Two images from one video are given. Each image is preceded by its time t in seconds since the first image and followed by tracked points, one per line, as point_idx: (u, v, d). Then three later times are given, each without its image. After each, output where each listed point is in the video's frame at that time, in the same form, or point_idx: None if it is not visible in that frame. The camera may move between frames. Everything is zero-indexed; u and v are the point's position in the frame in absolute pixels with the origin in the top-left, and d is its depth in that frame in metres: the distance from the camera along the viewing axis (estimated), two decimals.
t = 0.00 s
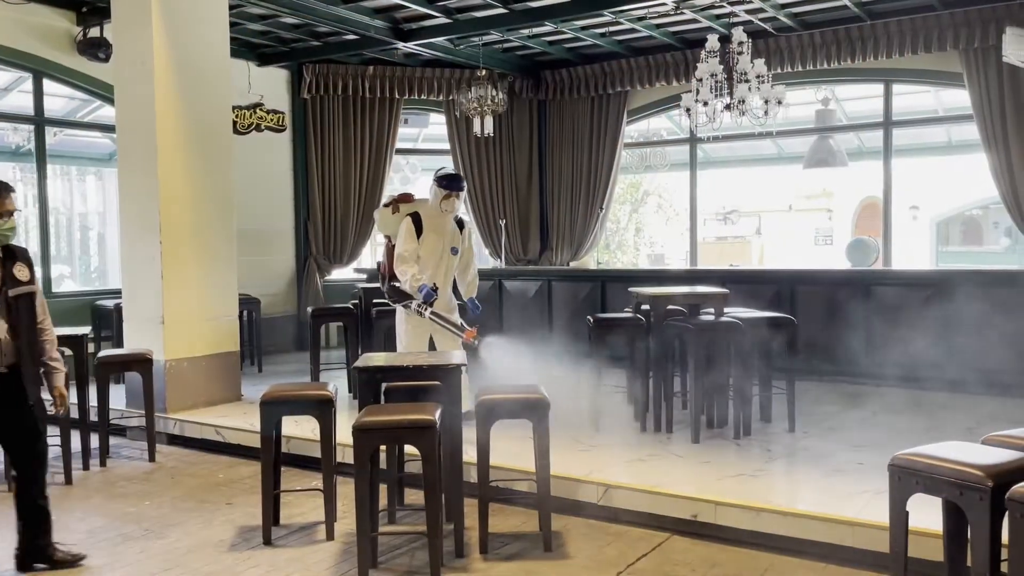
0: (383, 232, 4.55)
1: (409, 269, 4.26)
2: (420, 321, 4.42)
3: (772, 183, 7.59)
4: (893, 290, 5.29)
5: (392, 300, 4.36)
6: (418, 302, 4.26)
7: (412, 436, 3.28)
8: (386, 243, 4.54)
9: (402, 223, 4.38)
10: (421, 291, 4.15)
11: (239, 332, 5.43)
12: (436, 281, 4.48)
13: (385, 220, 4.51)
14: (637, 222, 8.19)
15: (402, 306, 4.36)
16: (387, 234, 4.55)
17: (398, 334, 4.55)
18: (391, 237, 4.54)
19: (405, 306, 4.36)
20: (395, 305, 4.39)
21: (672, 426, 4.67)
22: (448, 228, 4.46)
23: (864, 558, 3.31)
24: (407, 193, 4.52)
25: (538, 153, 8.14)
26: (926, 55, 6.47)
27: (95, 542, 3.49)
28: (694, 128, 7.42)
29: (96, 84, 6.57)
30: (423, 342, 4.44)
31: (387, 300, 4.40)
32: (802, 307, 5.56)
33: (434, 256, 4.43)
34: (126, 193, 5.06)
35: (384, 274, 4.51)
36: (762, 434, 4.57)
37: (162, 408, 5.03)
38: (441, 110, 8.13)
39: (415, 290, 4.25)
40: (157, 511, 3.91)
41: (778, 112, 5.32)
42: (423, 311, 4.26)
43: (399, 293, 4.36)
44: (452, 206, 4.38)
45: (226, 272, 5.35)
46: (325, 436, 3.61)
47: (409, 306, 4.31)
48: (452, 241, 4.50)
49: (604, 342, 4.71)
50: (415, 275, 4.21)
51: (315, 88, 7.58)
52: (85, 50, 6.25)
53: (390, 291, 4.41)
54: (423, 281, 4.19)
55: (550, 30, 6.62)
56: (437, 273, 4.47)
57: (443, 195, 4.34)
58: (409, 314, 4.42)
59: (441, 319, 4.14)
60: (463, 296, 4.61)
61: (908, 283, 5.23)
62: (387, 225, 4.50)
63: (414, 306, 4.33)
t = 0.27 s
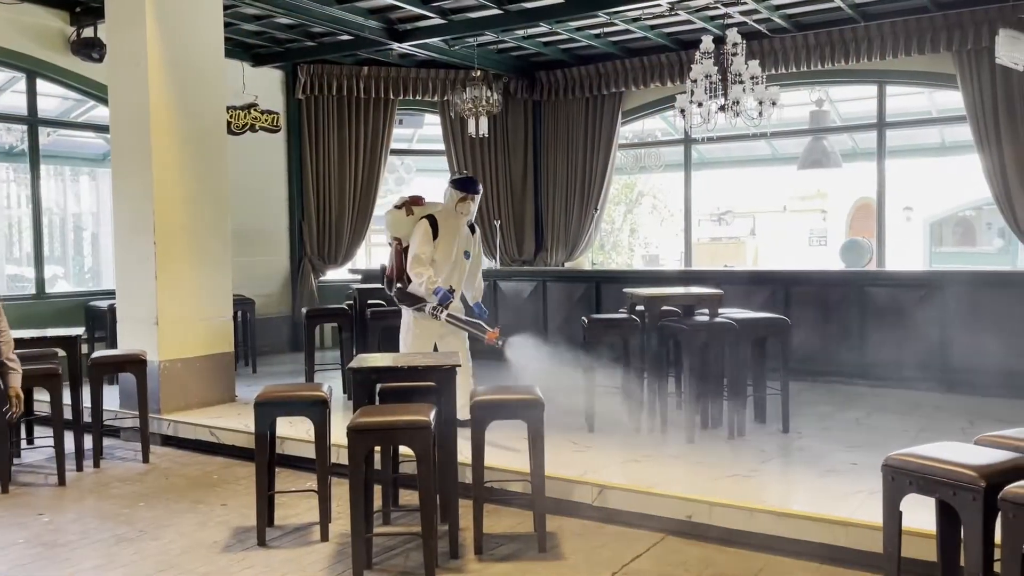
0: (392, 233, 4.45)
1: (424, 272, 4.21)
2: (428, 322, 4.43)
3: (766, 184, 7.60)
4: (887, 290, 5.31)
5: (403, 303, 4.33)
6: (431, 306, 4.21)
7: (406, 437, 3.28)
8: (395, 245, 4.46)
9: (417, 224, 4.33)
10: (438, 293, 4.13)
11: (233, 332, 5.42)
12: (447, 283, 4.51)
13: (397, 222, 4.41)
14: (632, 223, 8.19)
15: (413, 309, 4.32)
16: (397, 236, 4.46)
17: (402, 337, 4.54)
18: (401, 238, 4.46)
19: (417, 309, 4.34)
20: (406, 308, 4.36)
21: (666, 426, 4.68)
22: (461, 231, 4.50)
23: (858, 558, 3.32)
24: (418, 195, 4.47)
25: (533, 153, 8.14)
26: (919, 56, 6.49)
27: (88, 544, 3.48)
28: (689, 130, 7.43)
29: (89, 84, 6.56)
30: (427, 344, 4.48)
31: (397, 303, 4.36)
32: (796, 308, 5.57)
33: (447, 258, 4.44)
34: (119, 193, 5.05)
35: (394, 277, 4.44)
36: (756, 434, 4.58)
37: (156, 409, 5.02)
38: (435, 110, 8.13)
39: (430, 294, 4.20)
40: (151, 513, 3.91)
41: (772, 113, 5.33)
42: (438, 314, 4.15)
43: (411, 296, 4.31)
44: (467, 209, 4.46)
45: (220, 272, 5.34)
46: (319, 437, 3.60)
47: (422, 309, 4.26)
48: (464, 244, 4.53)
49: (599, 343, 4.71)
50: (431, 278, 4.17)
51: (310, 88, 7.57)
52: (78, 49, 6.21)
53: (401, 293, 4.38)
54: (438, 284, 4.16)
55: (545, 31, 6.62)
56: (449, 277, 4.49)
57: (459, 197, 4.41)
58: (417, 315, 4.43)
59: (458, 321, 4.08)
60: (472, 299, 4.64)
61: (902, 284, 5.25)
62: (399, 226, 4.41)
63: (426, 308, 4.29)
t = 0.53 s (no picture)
0: (409, 233, 4.48)
1: (444, 271, 4.27)
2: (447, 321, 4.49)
3: (757, 185, 7.62)
4: (878, 291, 5.34)
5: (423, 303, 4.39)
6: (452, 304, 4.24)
7: (399, 438, 3.28)
8: (412, 244, 4.49)
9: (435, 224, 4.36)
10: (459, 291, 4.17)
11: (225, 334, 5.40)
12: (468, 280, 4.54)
13: (414, 221, 4.44)
14: (625, 225, 8.20)
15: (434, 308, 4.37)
16: (413, 235, 4.49)
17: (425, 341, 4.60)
18: (418, 238, 4.49)
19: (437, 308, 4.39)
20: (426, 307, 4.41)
21: (659, 427, 4.69)
22: (479, 228, 4.52)
23: (849, 558, 3.33)
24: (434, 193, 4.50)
25: (526, 155, 8.14)
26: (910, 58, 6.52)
27: (77, 546, 3.46)
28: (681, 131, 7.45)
29: (79, 84, 6.52)
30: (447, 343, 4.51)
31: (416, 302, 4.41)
32: (787, 309, 5.60)
33: (467, 256, 4.46)
34: (110, 194, 5.03)
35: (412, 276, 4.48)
36: (748, 435, 4.60)
37: (147, 411, 5.00)
38: (428, 111, 8.13)
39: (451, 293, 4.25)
40: (142, 515, 3.89)
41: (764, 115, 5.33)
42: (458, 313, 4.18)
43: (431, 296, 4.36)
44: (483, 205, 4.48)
45: (212, 273, 5.32)
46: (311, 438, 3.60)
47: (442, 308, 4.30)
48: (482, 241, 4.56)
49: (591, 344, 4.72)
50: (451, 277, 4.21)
51: (302, 89, 7.56)
52: (69, 50, 6.26)
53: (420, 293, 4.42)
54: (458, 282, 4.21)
55: (537, 32, 6.62)
56: (468, 274, 4.50)
57: (474, 194, 4.44)
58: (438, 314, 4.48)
59: (478, 318, 4.05)
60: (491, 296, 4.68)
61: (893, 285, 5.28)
62: (416, 226, 4.45)
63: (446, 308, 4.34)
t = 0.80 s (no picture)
0: (420, 235, 4.48)
1: (453, 274, 4.24)
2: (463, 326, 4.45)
3: (747, 187, 7.65)
4: (866, 292, 5.36)
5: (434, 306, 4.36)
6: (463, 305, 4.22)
7: (388, 440, 3.27)
8: (423, 247, 4.49)
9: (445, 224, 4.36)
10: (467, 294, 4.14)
11: (215, 335, 5.39)
12: (479, 282, 4.53)
13: (424, 222, 4.45)
14: (615, 225, 8.21)
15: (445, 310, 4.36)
16: (423, 237, 4.49)
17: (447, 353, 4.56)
18: (428, 240, 4.49)
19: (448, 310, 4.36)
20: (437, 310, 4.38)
21: (649, 429, 4.70)
22: (488, 229, 4.52)
23: (837, 559, 3.35)
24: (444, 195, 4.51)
25: (516, 156, 8.14)
26: (898, 61, 6.55)
27: (65, 549, 3.45)
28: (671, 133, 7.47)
29: (67, 84, 6.50)
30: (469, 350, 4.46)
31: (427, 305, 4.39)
32: (776, 310, 5.62)
33: (476, 257, 4.45)
34: (99, 195, 5.01)
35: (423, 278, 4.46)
36: (737, 436, 4.61)
37: (136, 413, 4.98)
38: (418, 113, 8.13)
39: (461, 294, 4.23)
40: (130, 517, 3.88)
41: (753, 117, 5.35)
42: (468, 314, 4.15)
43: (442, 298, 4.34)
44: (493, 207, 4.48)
45: (202, 274, 5.31)
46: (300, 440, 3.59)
47: (453, 310, 4.28)
48: (492, 243, 4.56)
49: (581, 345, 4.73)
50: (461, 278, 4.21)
51: (292, 90, 7.55)
52: (57, 50, 6.24)
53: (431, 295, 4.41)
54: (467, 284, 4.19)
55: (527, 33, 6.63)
56: (478, 275, 4.50)
57: (483, 195, 4.44)
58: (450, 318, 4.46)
59: (488, 320, 4.02)
60: (502, 298, 4.66)
61: (882, 286, 5.30)
62: (427, 228, 4.45)
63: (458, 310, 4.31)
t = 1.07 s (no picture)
0: (428, 237, 4.47)
1: (461, 275, 4.25)
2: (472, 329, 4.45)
3: (735, 189, 7.68)
4: (852, 293, 5.39)
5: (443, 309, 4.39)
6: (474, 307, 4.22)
7: (375, 442, 3.27)
8: (433, 249, 4.47)
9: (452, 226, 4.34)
10: (477, 296, 4.15)
11: (201, 337, 5.36)
12: (488, 283, 4.50)
13: (431, 224, 4.43)
14: (604, 227, 8.23)
15: (455, 312, 4.37)
16: (433, 240, 4.47)
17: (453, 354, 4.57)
18: (436, 242, 4.46)
19: (458, 313, 4.38)
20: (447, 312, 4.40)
21: (636, 430, 4.70)
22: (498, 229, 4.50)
23: (823, 559, 3.36)
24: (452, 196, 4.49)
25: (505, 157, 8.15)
26: (884, 64, 6.60)
27: (49, 553, 3.42)
28: (659, 135, 7.49)
29: (52, 84, 6.44)
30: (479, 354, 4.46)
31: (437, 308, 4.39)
32: (763, 311, 5.65)
33: (486, 258, 4.44)
34: (84, 195, 4.98)
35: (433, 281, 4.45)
36: (724, 437, 4.63)
37: (122, 416, 4.96)
38: (407, 114, 8.13)
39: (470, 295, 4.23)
40: (115, 520, 3.86)
41: (740, 119, 5.38)
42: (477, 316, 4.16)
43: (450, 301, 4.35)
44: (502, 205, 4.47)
45: (189, 275, 5.28)
46: (287, 443, 3.58)
47: (462, 312, 4.29)
48: (502, 243, 4.52)
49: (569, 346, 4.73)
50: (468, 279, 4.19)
51: (280, 91, 7.53)
52: (42, 51, 6.19)
53: (441, 298, 4.40)
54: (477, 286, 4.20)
55: (515, 35, 6.63)
56: (488, 277, 4.46)
57: (491, 194, 4.44)
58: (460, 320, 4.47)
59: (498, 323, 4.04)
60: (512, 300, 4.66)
61: (868, 287, 5.33)
62: (434, 230, 4.42)
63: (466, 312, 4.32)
